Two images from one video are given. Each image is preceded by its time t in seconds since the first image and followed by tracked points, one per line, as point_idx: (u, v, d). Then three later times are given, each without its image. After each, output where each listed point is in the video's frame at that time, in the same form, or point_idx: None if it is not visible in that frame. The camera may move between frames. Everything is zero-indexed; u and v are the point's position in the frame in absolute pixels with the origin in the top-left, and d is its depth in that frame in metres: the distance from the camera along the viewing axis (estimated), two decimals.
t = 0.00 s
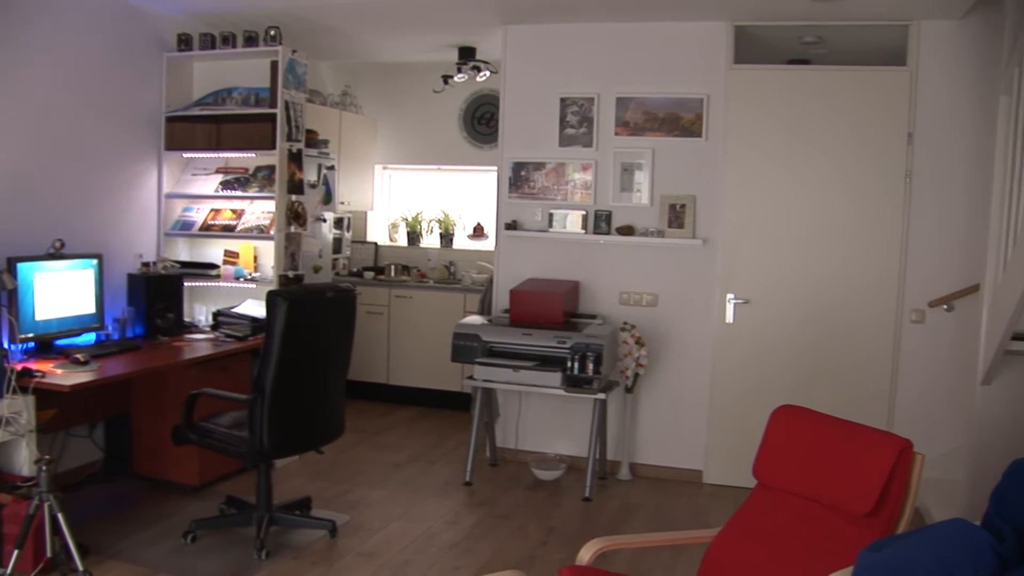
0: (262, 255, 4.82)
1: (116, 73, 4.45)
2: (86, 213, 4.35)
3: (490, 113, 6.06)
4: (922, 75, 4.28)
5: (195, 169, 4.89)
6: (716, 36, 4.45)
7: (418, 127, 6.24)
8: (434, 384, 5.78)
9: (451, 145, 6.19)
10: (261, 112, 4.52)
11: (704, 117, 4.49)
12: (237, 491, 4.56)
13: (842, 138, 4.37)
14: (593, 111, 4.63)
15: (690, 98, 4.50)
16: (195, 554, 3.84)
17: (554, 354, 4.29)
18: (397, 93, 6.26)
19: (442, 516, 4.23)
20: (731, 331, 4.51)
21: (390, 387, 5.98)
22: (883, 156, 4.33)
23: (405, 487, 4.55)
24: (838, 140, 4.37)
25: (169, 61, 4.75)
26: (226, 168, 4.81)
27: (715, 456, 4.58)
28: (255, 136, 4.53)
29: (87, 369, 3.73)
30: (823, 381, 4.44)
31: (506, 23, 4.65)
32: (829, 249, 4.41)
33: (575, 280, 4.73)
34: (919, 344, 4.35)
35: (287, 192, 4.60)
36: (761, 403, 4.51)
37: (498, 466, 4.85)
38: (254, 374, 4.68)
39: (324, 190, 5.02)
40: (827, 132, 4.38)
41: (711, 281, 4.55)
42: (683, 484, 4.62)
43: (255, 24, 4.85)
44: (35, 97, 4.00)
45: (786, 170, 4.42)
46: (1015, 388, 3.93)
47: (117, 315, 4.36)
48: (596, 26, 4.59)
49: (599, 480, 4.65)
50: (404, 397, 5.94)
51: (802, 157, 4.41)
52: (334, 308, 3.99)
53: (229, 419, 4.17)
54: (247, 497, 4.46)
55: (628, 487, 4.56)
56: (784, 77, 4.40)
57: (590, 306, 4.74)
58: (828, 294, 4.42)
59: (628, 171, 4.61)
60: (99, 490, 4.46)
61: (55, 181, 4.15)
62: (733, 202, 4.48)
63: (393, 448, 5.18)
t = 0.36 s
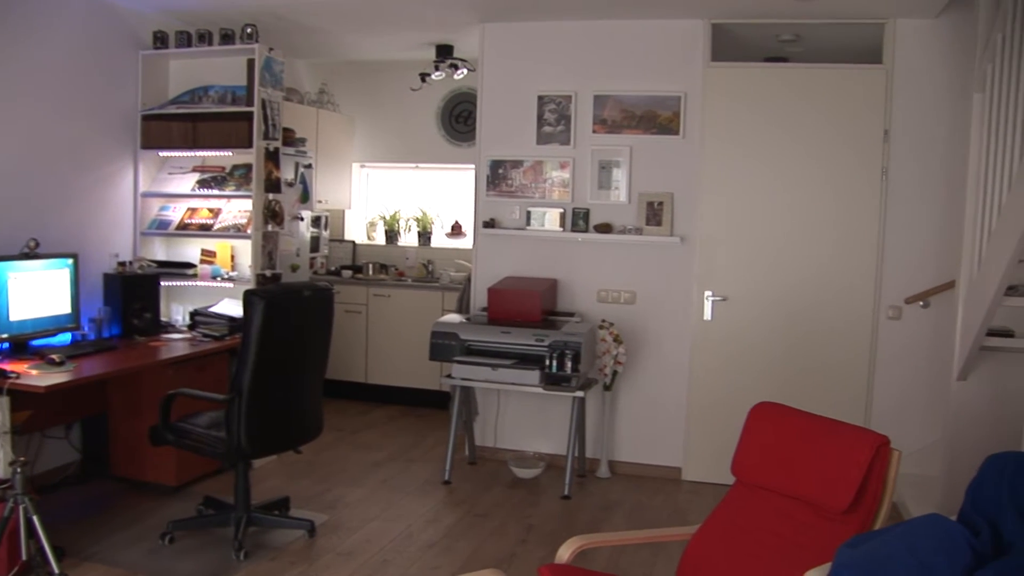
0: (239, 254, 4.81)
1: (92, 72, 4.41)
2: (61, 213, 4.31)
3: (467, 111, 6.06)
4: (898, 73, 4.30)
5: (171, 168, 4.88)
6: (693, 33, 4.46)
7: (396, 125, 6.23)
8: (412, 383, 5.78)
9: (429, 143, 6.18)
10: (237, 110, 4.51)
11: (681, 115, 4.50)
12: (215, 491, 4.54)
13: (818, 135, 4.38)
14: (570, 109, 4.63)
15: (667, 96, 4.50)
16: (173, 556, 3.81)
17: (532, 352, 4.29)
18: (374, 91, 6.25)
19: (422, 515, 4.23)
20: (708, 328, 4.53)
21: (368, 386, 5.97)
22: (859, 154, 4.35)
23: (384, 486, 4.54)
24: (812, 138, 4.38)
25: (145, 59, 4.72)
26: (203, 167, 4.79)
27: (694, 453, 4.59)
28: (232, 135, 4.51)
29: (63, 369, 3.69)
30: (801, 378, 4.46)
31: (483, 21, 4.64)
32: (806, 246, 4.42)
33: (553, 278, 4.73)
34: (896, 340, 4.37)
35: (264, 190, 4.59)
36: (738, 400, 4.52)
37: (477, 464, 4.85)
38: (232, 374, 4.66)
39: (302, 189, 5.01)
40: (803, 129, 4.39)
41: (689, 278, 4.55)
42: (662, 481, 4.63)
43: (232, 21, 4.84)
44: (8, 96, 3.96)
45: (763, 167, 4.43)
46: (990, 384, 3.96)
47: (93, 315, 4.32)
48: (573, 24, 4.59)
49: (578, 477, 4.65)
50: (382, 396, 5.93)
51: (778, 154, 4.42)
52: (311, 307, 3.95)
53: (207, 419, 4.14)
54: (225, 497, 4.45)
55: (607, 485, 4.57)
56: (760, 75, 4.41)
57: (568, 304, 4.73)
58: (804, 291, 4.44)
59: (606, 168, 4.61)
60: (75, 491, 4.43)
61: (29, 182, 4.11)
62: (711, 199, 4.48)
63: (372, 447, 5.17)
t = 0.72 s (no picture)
0: (217, 252, 4.80)
1: (68, 69, 4.38)
2: (38, 211, 4.27)
3: (446, 109, 6.06)
4: (875, 71, 4.32)
5: (149, 165, 4.86)
6: (672, 32, 4.46)
7: (374, 123, 6.21)
8: (391, 381, 5.77)
9: (408, 141, 6.17)
10: (215, 107, 4.49)
11: (659, 113, 4.50)
12: (192, 491, 4.52)
13: (795, 133, 4.39)
14: (549, 107, 4.63)
15: (645, 94, 4.51)
16: (150, 556, 3.79)
17: (510, 350, 4.28)
18: (353, 89, 6.23)
19: (400, 513, 4.22)
20: (687, 326, 4.53)
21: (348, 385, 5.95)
22: (837, 152, 4.36)
23: (363, 485, 4.53)
24: (788, 137, 4.40)
25: (121, 56, 4.69)
26: (180, 165, 4.77)
27: (672, 450, 4.60)
28: (209, 133, 4.50)
29: (39, 369, 3.65)
30: (778, 375, 4.47)
31: (462, 18, 4.64)
32: (783, 244, 4.43)
33: (531, 276, 4.73)
34: (872, 337, 4.39)
35: (242, 188, 4.59)
36: (716, 398, 4.53)
37: (456, 463, 4.84)
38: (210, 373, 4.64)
39: (279, 187, 5.02)
40: (780, 127, 4.40)
41: (667, 276, 4.56)
42: (641, 479, 4.63)
43: (209, 18, 4.82)
44: None
45: (740, 165, 4.44)
46: (967, 380, 3.98)
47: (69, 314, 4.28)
48: (551, 22, 4.59)
49: (557, 475, 4.65)
50: (361, 394, 5.92)
51: (756, 152, 4.43)
52: (289, 305, 3.93)
53: (184, 419, 4.11)
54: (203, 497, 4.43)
55: (586, 483, 4.57)
56: (737, 73, 4.42)
57: (547, 301, 4.73)
58: (781, 289, 4.45)
59: (585, 166, 4.61)
60: (51, 492, 4.40)
61: (5, 179, 4.07)
62: (688, 197, 4.49)
63: (351, 446, 5.16)
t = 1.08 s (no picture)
0: (193, 252, 4.78)
1: (43, 68, 4.35)
2: (13, 210, 4.24)
3: (424, 109, 6.06)
4: (850, 72, 4.34)
5: (125, 164, 4.83)
6: (649, 32, 4.47)
7: (351, 123, 6.21)
8: (367, 381, 5.76)
9: (386, 140, 6.16)
10: (191, 106, 4.49)
11: (636, 113, 4.51)
12: (169, 492, 4.51)
13: (770, 134, 4.41)
14: (526, 107, 4.64)
15: (622, 94, 4.52)
16: (125, 558, 3.76)
17: (487, 350, 4.28)
18: (330, 89, 6.21)
19: (378, 514, 4.21)
20: (664, 326, 4.54)
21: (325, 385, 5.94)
22: (813, 152, 4.38)
23: (340, 486, 4.52)
24: (764, 137, 4.41)
25: (97, 54, 4.67)
26: (156, 164, 4.73)
27: (649, 450, 4.61)
28: (187, 133, 4.49)
29: (13, 369, 3.61)
30: (754, 375, 4.49)
31: (440, 18, 4.63)
32: (758, 244, 4.45)
33: (508, 276, 4.74)
34: (847, 337, 4.42)
35: (219, 188, 4.58)
36: (692, 397, 4.55)
37: (433, 463, 4.84)
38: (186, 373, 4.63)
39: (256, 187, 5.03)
40: (757, 127, 4.42)
41: (645, 276, 4.57)
42: (618, 478, 4.64)
43: (186, 16, 4.80)
44: None
45: (717, 166, 4.46)
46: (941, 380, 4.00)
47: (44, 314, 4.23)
48: (527, 23, 4.60)
49: (535, 475, 4.65)
50: (339, 395, 5.91)
51: (731, 153, 4.44)
52: (265, 306, 3.91)
53: (160, 419, 4.08)
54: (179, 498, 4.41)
55: (563, 483, 4.57)
56: (712, 74, 4.44)
57: (523, 301, 4.74)
58: (757, 289, 4.47)
59: (562, 167, 4.62)
60: (25, 494, 4.37)
61: None
62: (665, 198, 4.51)
63: (329, 446, 5.15)
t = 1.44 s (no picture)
0: (172, 253, 4.81)
1: (22, 67, 4.32)
2: None
3: (403, 108, 6.06)
4: (829, 71, 4.36)
5: (102, 165, 4.80)
6: (628, 32, 4.48)
7: (330, 122, 6.20)
8: (348, 382, 5.76)
9: (366, 140, 6.16)
10: (171, 106, 4.48)
11: (616, 113, 4.52)
12: (149, 494, 4.49)
13: (748, 133, 4.42)
14: (505, 106, 4.64)
15: (601, 93, 4.53)
16: (105, 560, 3.74)
17: (468, 350, 4.27)
18: (309, 88, 6.20)
19: (359, 515, 4.20)
20: (644, 325, 4.55)
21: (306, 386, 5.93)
22: (791, 151, 4.40)
23: (321, 487, 4.52)
24: (741, 136, 4.43)
25: (74, 54, 4.65)
26: (134, 165, 4.73)
27: (629, 449, 4.62)
28: (166, 133, 4.48)
29: None
30: (734, 373, 4.50)
31: (420, 18, 4.63)
32: (735, 243, 4.47)
33: (488, 275, 4.74)
34: (825, 335, 4.44)
35: (198, 188, 4.59)
36: (672, 396, 4.56)
37: (415, 463, 4.84)
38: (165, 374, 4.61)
39: (236, 186, 5.03)
40: (735, 127, 4.43)
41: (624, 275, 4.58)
42: (599, 477, 4.65)
43: (164, 16, 4.79)
44: None
45: (695, 165, 4.47)
46: (919, 377, 4.02)
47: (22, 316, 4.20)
48: (505, 22, 4.60)
49: (515, 474, 4.66)
50: (319, 395, 5.91)
51: (709, 152, 4.46)
52: (245, 307, 3.89)
53: (140, 421, 4.05)
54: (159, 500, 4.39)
55: (544, 482, 4.58)
56: (688, 73, 4.45)
57: (502, 301, 4.74)
58: (735, 288, 4.48)
59: (542, 166, 4.62)
60: (4, 497, 4.35)
61: None
62: (643, 197, 4.52)
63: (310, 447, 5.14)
